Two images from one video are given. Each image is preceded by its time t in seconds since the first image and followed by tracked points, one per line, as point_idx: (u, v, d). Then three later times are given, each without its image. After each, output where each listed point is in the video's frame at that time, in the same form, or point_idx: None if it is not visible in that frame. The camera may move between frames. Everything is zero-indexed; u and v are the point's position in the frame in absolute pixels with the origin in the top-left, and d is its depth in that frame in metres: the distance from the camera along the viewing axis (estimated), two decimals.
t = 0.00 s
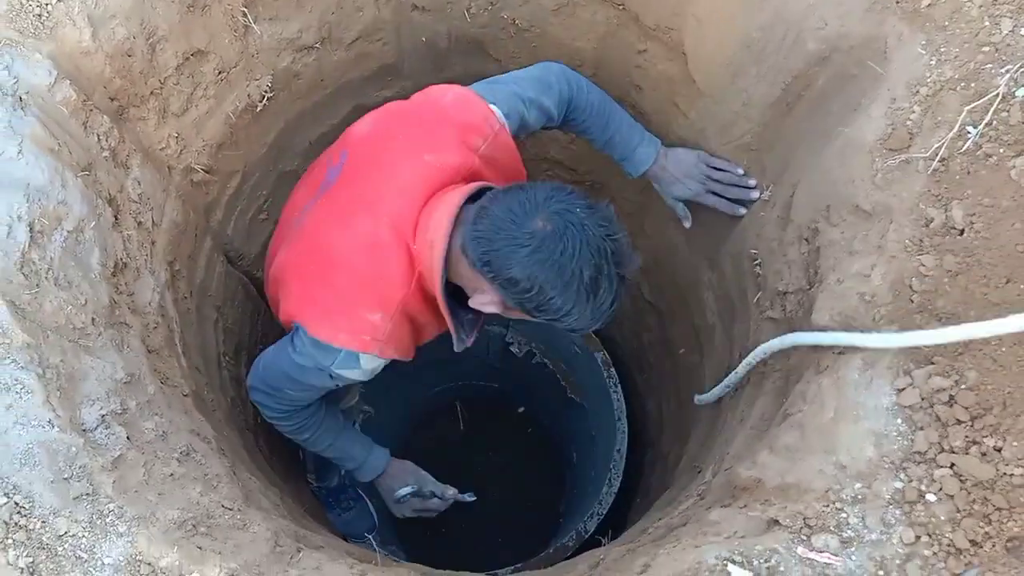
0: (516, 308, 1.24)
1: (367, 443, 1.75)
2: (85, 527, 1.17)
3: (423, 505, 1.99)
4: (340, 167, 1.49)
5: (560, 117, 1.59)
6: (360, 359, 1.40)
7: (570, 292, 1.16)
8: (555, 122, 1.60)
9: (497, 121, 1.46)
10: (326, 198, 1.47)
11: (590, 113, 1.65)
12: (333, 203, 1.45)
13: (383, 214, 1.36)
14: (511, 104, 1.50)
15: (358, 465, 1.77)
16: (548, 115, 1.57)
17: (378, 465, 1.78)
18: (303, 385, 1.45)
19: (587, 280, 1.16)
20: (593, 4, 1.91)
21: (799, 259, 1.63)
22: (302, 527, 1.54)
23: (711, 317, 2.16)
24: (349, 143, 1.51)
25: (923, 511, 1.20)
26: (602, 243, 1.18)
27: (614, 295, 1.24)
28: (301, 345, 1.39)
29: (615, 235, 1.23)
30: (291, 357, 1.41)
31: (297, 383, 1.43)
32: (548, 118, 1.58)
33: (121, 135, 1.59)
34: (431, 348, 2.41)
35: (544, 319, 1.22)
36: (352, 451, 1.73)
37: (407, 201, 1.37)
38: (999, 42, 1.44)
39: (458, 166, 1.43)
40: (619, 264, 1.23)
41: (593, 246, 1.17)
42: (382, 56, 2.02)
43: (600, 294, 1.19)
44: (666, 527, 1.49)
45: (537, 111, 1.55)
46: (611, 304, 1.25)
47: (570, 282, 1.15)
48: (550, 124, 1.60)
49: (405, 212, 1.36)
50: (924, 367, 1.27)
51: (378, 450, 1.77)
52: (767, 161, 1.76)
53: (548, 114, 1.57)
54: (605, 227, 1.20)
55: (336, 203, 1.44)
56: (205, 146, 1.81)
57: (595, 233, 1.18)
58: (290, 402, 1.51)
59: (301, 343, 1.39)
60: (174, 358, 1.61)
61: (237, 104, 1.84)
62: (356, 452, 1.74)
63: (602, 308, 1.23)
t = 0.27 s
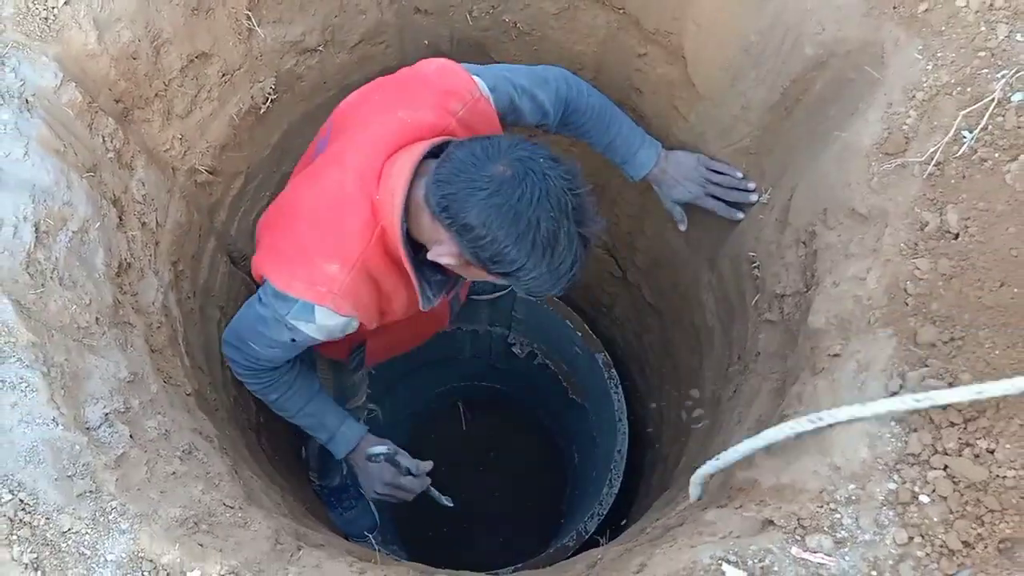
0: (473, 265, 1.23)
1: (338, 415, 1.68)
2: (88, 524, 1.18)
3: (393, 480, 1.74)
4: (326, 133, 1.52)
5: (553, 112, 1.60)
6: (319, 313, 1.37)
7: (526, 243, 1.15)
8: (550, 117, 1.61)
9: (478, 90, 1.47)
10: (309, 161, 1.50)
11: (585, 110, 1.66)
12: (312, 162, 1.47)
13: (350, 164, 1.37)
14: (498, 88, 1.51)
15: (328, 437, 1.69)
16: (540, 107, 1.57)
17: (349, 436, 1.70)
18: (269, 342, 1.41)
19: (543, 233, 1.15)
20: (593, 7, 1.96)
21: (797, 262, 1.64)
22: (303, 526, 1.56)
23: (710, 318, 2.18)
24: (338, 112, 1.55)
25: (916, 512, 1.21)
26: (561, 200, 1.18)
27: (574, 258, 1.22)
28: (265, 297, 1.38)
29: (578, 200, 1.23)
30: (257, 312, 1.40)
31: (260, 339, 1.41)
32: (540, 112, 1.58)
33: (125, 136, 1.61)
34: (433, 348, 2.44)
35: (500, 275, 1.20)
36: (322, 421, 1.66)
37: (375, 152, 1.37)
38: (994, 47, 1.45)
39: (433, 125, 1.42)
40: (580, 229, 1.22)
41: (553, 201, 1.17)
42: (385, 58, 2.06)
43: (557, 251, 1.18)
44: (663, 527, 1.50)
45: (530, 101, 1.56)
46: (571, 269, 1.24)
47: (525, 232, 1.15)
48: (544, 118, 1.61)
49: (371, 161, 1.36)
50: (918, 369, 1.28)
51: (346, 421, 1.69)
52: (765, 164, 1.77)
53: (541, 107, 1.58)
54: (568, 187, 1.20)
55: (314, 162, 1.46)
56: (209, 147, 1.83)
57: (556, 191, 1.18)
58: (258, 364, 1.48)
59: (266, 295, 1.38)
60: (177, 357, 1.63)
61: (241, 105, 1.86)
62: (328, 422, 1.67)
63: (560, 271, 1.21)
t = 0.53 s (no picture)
0: (409, 209, 1.14)
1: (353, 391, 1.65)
2: (92, 517, 1.19)
3: (418, 457, 1.73)
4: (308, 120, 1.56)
5: (542, 98, 1.59)
6: (282, 289, 1.36)
7: (428, 160, 1.04)
8: (541, 104, 1.60)
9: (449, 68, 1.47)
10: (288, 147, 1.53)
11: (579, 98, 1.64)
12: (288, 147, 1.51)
13: (310, 140, 1.39)
14: (477, 71, 1.50)
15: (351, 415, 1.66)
16: (525, 93, 1.57)
17: (368, 411, 1.66)
18: (258, 326, 1.43)
19: (445, 144, 1.04)
20: (594, 9, 1.98)
21: (795, 263, 1.66)
22: (305, 522, 1.58)
23: (710, 318, 2.19)
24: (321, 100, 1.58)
25: (911, 509, 1.23)
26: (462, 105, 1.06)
27: (506, 166, 1.08)
28: (244, 279, 1.40)
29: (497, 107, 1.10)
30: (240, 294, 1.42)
31: (247, 324, 1.43)
32: (527, 98, 1.57)
33: (131, 136, 1.63)
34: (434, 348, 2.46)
35: (432, 207, 1.09)
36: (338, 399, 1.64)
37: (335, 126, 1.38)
38: (991, 50, 1.47)
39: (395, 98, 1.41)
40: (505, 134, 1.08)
41: (452, 109, 1.05)
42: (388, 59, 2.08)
43: (472, 160, 1.04)
44: (661, 524, 1.52)
45: (515, 89, 1.55)
46: (508, 179, 1.09)
47: (425, 151, 1.04)
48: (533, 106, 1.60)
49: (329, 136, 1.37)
50: (914, 368, 1.31)
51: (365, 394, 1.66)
52: (764, 166, 1.79)
53: (527, 94, 1.57)
54: (471, 95, 1.08)
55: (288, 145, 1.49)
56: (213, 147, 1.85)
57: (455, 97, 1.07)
58: (255, 352, 1.50)
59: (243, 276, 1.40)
60: (181, 354, 1.65)
61: (244, 105, 1.87)
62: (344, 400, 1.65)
63: (491, 182, 1.07)
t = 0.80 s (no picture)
0: (351, 146, 1.22)
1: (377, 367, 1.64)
2: (98, 508, 1.19)
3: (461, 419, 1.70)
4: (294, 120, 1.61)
5: (536, 67, 1.61)
6: (263, 271, 1.37)
7: (326, 84, 1.12)
8: (538, 72, 1.62)
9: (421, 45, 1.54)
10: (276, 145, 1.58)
11: (580, 70, 1.61)
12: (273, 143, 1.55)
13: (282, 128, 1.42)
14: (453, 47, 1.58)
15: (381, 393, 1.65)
16: (517, 64, 1.61)
17: (395, 384, 1.63)
18: (265, 322, 1.46)
19: (336, 64, 1.12)
20: (598, 8, 1.99)
21: (797, 261, 1.68)
22: (307, 516, 1.59)
23: (712, 317, 2.20)
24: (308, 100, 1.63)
25: (912, 504, 1.23)
26: (350, 26, 1.13)
27: (411, 66, 1.14)
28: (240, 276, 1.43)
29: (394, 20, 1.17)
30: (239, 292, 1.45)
31: (252, 322, 1.48)
32: (517, 67, 1.61)
33: (136, 132, 1.64)
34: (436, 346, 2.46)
35: (361, 129, 1.17)
36: (364, 377, 1.63)
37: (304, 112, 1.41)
38: (992, 49, 1.48)
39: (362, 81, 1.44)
40: (402, 40, 1.15)
41: (338, 33, 1.13)
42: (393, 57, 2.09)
43: (368, 72, 1.12)
44: (663, 520, 1.52)
45: (503, 57, 1.60)
46: (419, 77, 1.14)
47: (325, 78, 1.12)
48: (524, 76, 1.62)
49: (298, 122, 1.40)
50: (914, 364, 1.31)
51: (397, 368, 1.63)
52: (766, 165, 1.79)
53: (518, 63, 1.61)
54: (361, 13, 1.15)
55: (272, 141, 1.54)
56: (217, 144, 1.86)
57: (344, 21, 1.14)
58: (271, 352, 1.54)
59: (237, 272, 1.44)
60: (185, 349, 1.66)
61: (249, 102, 1.87)
62: (368, 379, 1.64)
63: (399, 83, 1.13)
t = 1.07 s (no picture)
0: (317, 113, 1.20)
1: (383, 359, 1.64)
2: (102, 506, 1.19)
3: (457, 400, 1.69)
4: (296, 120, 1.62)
5: (565, 45, 1.56)
6: (262, 257, 1.36)
7: (284, 41, 1.11)
8: (570, 49, 1.57)
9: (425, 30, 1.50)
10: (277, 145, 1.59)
11: (614, 39, 1.55)
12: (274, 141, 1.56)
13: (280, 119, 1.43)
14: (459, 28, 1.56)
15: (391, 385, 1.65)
16: (544, 39, 1.56)
17: (403, 372, 1.63)
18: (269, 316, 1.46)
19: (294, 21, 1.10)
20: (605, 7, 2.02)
21: (802, 262, 1.69)
22: (311, 515, 1.59)
23: (716, 318, 2.19)
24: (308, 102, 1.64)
25: (918, 506, 1.23)
26: None
27: (371, 27, 1.12)
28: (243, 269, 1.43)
29: None
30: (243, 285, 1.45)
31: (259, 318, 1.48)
32: (542, 45, 1.56)
33: (141, 130, 1.64)
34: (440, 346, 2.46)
35: (323, 93, 1.16)
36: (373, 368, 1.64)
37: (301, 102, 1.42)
38: (999, 50, 1.46)
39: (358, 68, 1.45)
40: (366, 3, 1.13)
41: None
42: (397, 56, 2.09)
43: (332, 33, 1.11)
44: (667, 520, 1.52)
45: (524, 34, 1.56)
46: (378, 42, 1.12)
47: (284, 35, 1.11)
48: (552, 52, 1.57)
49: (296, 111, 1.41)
50: (921, 365, 1.31)
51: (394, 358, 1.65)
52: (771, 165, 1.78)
53: (543, 40, 1.56)
54: None
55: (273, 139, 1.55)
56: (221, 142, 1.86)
57: None
58: (276, 346, 1.54)
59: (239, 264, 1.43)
60: (188, 348, 1.66)
61: (254, 100, 1.87)
62: (378, 369, 1.64)
63: (358, 44, 1.11)
